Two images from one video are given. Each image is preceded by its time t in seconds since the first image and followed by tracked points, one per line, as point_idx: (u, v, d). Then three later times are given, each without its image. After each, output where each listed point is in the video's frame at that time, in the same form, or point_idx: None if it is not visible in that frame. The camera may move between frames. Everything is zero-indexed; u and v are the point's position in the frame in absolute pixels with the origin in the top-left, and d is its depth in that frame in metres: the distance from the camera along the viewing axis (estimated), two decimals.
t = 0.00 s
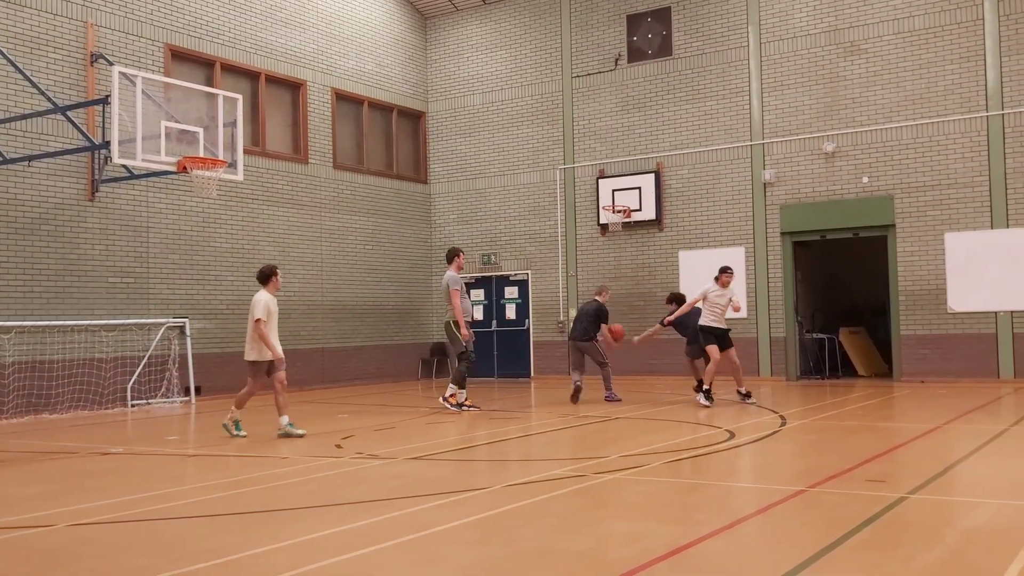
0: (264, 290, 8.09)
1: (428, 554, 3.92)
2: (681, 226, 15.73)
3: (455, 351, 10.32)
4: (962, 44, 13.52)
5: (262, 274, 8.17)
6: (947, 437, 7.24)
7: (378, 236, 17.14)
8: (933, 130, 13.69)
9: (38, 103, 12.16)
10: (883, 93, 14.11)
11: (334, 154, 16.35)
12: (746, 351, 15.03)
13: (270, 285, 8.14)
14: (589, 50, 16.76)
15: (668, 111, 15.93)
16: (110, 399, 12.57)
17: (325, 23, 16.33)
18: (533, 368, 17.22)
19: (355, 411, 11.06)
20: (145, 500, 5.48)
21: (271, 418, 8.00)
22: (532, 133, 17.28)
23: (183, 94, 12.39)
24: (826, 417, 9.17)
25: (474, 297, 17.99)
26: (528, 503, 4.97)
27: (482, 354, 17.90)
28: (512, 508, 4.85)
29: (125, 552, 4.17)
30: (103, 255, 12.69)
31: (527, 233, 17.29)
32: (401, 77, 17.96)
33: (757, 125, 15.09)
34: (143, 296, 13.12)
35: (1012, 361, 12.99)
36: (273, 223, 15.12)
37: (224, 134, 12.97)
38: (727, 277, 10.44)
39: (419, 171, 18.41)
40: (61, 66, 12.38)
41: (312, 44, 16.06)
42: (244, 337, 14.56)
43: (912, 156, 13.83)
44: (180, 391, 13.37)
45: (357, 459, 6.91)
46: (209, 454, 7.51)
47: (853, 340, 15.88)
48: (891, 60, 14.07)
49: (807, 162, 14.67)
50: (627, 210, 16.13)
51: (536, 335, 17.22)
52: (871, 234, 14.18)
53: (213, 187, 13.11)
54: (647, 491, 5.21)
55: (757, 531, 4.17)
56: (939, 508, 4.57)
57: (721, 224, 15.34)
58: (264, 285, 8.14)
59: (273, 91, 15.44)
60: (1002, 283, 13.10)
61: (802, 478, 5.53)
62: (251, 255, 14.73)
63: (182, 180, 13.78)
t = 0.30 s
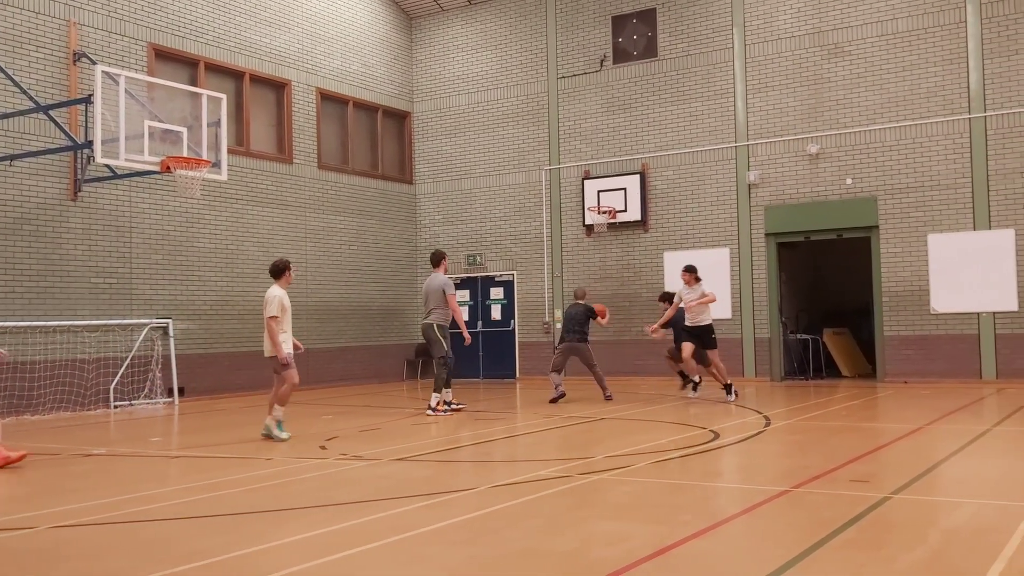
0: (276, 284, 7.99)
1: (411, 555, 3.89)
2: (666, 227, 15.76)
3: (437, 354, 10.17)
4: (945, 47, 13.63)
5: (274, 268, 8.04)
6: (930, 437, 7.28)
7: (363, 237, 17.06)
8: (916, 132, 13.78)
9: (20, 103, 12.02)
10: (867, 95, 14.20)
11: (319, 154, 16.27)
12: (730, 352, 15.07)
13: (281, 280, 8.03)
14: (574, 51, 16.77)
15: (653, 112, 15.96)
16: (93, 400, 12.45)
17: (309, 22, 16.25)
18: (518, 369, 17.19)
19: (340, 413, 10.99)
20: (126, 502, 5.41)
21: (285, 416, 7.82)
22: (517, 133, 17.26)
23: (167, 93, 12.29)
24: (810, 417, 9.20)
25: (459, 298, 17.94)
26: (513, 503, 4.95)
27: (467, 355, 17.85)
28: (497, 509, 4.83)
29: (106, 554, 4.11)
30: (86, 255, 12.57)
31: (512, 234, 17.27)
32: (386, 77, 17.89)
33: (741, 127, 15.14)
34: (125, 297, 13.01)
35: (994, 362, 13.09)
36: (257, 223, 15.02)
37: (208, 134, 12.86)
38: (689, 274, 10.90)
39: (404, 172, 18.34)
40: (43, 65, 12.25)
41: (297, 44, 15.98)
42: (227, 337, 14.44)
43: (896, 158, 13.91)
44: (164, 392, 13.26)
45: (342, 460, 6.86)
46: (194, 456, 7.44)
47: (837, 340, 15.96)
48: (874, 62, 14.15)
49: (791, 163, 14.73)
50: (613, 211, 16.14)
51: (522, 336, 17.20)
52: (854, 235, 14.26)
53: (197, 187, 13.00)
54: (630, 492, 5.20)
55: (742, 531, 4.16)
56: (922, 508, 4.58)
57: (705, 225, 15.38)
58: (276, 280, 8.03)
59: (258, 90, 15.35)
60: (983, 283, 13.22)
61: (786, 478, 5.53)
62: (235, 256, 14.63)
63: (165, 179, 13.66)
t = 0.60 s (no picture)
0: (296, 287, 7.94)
1: (401, 556, 3.87)
2: (656, 228, 15.78)
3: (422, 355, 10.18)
4: (933, 48, 13.70)
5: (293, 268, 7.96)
6: (918, 437, 7.31)
7: (353, 237, 17.02)
8: (905, 133, 13.84)
9: (8, 102, 11.94)
10: (856, 96, 14.26)
11: (308, 153, 16.22)
12: (720, 353, 15.11)
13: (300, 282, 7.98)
14: (564, 52, 16.77)
15: (643, 112, 15.98)
16: (81, 401, 12.36)
17: (299, 22, 16.20)
18: (508, 369, 17.18)
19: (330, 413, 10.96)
20: (115, 504, 5.38)
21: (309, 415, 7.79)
22: (507, 133, 17.25)
23: (156, 93, 12.21)
24: (799, 417, 9.23)
25: (450, 298, 17.90)
26: (502, 504, 4.93)
27: (457, 355, 17.81)
28: (487, 509, 4.81)
29: (93, 556, 4.07)
30: (74, 255, 12.49)
31: (502, 234, 17.26)
32: (376, 77, 17.85)
33: (731, 128, 15.17)
34: (114, 297, 12.93)
35: (982, 362, 13.17)
36: (247, 223, 14.96)
37: (196, 133, 12.78)
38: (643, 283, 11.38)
39: (394, 172, 18.31)
40: (31, 64, 12.16)
41: (286, 44, 15.92)
42: (217, 338, 14.37)
43: (884, 159, 13.98)
44: (153, 393, 13.19)
45: (331, 461, 6.83)
46: (183, 457, 7.40)
47: (826, 340, 16.03)
48: (863, 64, 14.21)
49: (780, 164, 14.78)
50: (603, 211, 16.15)
51: (512, 337, 17.19)
52: (843, 236, 14.32)
53: (186, 187, 12.93)
54: (620, 492, 5.19)
55: (732, 531, 4.16)
56: (910, 508, 4.59)
57: (695, 226, 15.41)
58: (297, 282, 7.97)
59: (247, 90, 15.29)
60: (970, 284, 13.31)
61: (775, 479, 5.54)
62: (224, 256, 14.56)
63: (154, 179, 13.59)
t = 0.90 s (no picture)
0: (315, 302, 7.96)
1: (395, 557, 3.86)
2: (650, 228, 15.79)
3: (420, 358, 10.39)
4: (926, 49, 13.74)
5: (313, 284, 7.99)
6: (911, 437, 7.33)
7: (347, 237, 16.99)
8: (898, 134, 13.88)
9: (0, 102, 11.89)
10: (849, 97, 14.30)
11: (302, 153, 16.19)
12: (714, 353, 15.12)
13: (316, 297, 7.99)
14: (558, 52, 16.77)
15: (637, 113, 15.99)
16: (74, 402, 12.31)
17: (293, 22, 16.17)
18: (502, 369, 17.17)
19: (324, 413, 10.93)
20: (108, 505, 5.35)
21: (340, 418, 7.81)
22: (501, 133, 17.25)
23: (149, 93, 12.19)
24: (792, 417, 9.25)
25: (444, 298, 17.87)
26: (496, 504, 4.93)
27: (451, 356, 17.77)
28: (481, 510, 4.80)
29: (88, 556, 4.06)
30: (67, 255, 12.45)
31: (496, 234, 17.25)
32: (370, 77, 17.83)
33: (725, 129, 15.19)
34: (107, 297, 12.89)
35: (975, 362, 13.21)
36: (240, 223, 14.92)
37: (190, 133, 12.74)
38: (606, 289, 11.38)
39: (389, 172, 18.28)
40: (23, 64, 12.11)
41: (280, 44, 15.90)
42: (210, 338, 14.33)
43: (878, 160, 14.02)
44: (146, 393, 13.14)
45: (325, 462, 6.81)
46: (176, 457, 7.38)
47: (819, 340, 16.06)
48: (857, 65, 14.25)
49: (774, 165, 14.80)
50: (597, 212, 16.16)
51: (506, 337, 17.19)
52: (837, 236, 14.35)
53: (179, 187, 12.89)
54: (614, 492, 5.19)
55: (725, 531, 4.16)
56: (903, 508, 4.60)
57: (689, 226, 15.43)
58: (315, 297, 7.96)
59: (241, 90, 15.25)
60: (962, 284, 13.36)
61: (769, 479, 5.55)
62: (218, 256, 14.52)
63: (148, 179, 13.55)
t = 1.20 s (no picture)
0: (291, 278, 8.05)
1: (393, 557, 3.86)
2: (646, 229, 15.80)
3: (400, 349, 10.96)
4: (922, 50, 13.77)
5: (292, 259, 8.06)
6: (906, 437, 7.35)
7: (342, 237, 16.97)
8: (893, 135, 13.92)
9: None
10: (845, 98, 14.32)
11: (298, 154, 16.17)
12: (710, 354, 15.14)
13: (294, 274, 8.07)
14: (554, 52, 16.78)
15: (633, 113, 16.00)
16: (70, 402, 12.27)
17: (288, 23, 16.15)
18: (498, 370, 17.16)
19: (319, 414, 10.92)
20: (103, 505, 5.34)
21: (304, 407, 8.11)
22: (497, 134, 17.24)
23: (144, 93, 12.16)
24: (788, 417, 9.26)
25: (439, 299, 17.88)
26: (493, 505, 4.93)
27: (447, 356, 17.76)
28: (477, 510, 4.80)
29: (86, 557, 4.06)
30: (62, 256, 12.42)
31: (492, 235, 17.25)
32: (366, 77, 17.81)
33: (720, 130, 15.21)
34: (102, 297, 12.86)
35: (970, 362, 13.24)
36: (236, 224, 14.89)
37: (185, 134, 12.72)
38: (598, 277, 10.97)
39: (384, 173, 18.27)
40: (18, 64, 12.07)
41: (276, 44, 15.87)
42: (206, 339, 14.30)
43: (873, 161, 14.05)
44: (141, 394, 13.12)
45: (321, 462, 6.81)
46: (173, 458, 7.37)
47: (815, 341, 16.09)
48: (852, 66, 14.28)
49: (770, 166, 14.83)
50: (593, 212, 16.16)
51: (502, 338, 17.18)
52: (832, 237, 14.37)
53: (175, 188, 12.86)
54: (612, 493, 5.20)
55: (722, 532, 4.17)
56: (898, 508, 4.61)
57: (685, 227, 15.43)
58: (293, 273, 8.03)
59: (236, 90, 15.22)
60: (957, 284, 13.40)
61: (765, 479, 5.56)
62: (213, 256, 14.49)
63: (143, 180, 13.52)
